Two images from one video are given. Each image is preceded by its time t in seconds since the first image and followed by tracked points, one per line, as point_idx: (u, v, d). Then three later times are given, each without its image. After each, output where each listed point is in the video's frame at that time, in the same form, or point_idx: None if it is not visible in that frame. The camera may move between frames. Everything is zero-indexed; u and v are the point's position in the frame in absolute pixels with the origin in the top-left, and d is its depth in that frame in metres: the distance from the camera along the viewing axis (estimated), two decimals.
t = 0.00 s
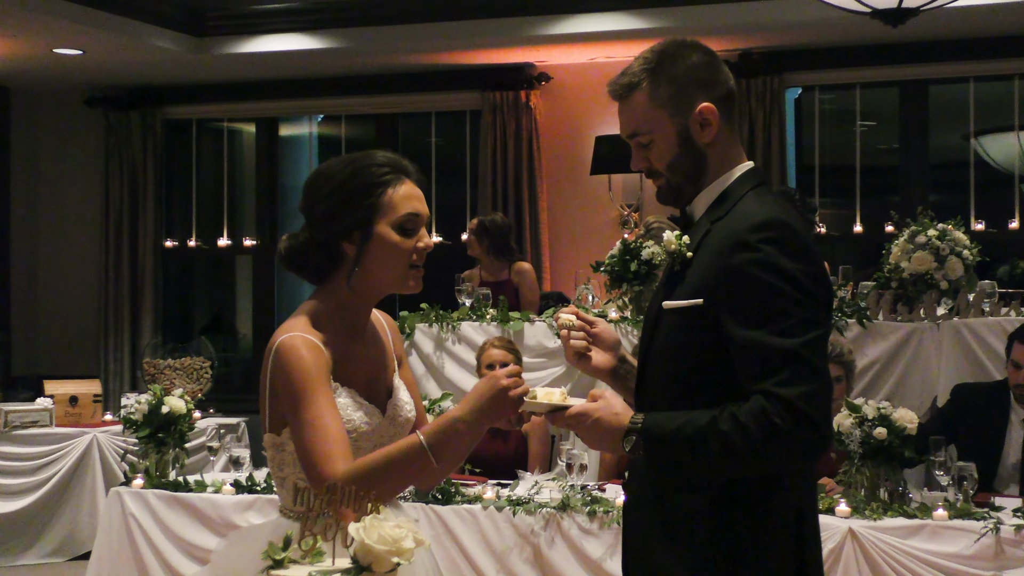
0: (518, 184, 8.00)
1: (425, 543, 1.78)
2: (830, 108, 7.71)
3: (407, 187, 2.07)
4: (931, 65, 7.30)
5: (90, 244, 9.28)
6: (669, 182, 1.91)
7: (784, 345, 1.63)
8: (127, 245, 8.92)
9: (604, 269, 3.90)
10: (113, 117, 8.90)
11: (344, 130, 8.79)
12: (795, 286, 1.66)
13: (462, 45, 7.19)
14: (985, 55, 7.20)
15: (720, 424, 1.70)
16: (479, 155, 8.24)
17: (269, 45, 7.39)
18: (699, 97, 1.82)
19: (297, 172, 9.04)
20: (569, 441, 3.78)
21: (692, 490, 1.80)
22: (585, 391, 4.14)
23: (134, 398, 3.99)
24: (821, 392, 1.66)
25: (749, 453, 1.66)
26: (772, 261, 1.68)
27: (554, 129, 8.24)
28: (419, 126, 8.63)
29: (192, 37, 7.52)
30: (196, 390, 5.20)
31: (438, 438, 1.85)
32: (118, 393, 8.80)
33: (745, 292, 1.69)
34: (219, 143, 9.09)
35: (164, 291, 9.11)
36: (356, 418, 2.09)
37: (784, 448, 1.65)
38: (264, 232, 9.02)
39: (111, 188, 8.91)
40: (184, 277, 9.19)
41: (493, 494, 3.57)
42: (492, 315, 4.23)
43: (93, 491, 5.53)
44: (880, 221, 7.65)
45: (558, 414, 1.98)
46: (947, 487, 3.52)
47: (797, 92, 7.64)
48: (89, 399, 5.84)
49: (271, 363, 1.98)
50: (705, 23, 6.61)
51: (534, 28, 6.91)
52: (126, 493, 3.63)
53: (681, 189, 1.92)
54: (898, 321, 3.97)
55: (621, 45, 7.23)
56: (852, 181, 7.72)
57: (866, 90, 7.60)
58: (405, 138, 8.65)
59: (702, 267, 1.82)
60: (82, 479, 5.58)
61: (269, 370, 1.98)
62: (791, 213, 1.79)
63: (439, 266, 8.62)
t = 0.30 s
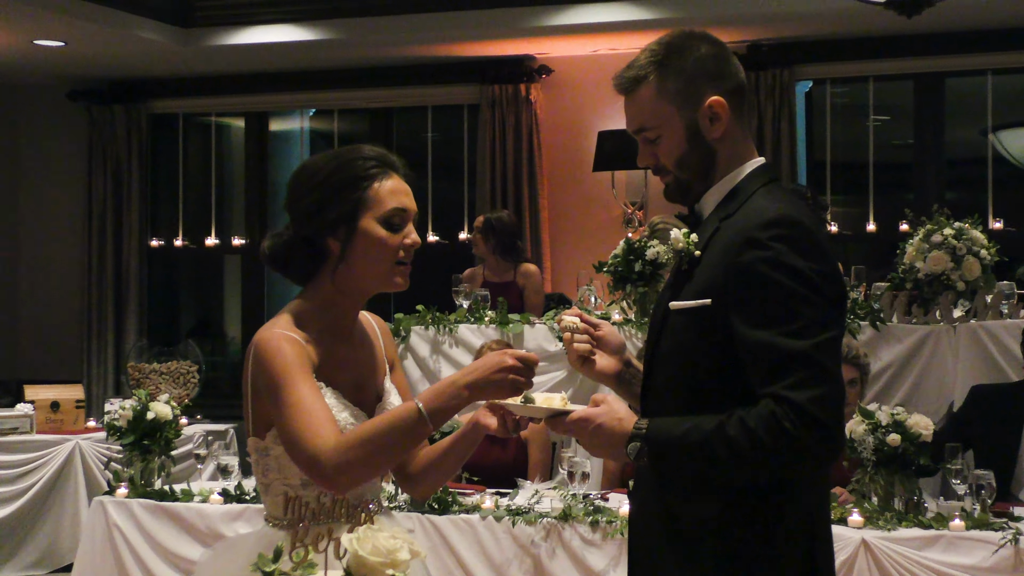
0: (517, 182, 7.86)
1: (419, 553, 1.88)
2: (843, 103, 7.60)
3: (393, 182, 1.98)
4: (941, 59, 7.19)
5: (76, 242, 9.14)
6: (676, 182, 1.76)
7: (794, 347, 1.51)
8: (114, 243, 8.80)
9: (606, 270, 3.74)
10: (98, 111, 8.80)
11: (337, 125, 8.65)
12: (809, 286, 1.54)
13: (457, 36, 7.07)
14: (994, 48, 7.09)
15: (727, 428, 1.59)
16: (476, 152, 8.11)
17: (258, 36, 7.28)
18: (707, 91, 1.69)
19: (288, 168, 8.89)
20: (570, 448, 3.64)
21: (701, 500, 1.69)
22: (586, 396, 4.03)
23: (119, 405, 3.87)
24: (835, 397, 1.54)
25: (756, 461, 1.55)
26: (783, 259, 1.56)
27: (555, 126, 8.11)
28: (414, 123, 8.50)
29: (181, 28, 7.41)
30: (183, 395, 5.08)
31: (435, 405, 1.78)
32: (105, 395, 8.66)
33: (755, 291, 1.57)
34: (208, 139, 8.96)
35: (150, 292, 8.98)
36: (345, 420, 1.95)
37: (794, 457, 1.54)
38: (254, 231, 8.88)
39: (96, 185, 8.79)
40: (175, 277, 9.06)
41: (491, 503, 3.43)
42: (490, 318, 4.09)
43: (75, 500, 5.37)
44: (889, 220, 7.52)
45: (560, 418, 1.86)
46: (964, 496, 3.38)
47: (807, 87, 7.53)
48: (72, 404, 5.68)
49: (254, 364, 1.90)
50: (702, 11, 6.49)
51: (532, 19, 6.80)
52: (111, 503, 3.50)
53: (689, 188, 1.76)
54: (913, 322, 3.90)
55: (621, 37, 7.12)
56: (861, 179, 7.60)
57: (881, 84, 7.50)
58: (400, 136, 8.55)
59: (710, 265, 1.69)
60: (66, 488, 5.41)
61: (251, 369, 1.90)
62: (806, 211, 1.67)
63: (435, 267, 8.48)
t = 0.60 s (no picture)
0: (515, 181, 7.78)
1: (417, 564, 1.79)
2: (846, 100, 7.52)
3: (378, 177, 1.92)
4: (948, 56, 7.11)
5: (65, 242, 9.05)
6: (683, 183, 1.67)
7: (803, 354, 1.43)
8: (104, 244, 8.72)
9: (608, 274, 3.70)
10: (87, 110, 8.71)
11: (331, 123, 8.57)
12: (821, 292, 1.46)
13: (453, 33, 6.98)
14: (999, 44, 7.01)
15: (734, 438, 1.50)
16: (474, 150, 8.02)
17: (249, 34, 7.20)
18: (714, 88, 1.60)
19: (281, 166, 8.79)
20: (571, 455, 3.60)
21: (705, 512, 1.60)
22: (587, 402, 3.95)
23: (109, 412, 3.82)
24: (846, 407, 1.46)
25: (762, 471, 1.47)
26: (792, 263, 1.48)
27: (555, 124, 8.03)
28: (411, 121, 8.42)
29: (171, 25, 7.32)
30: (174, 402, 5.02)
31: (448, 402, 1.74)
32: (97, 397, 8.57)
33: (764, 297, 1.49)
34: (201, 138, 8.88)
35: (140, 293, 8.90)
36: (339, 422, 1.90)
37: (801, 467, 1.46)
38: (246, 232, 8.79)
39: (85, 184, 8.71)
40: (168, 279, 8.97)
41: (490, 512, 3.34)
42: (488, 322, 4.01)
43: (63, 508, 5.28)
44: (892, 222, 7.45)
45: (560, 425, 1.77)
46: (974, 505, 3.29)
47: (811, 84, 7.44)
48: (60, 410, 5.60)
49: (242, 366, 1.85)
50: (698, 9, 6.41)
51: (530, 16, 6.72)
52: (98, 511, 3.45)
53: (695, 189, 1.67)
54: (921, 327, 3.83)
55: (621, 34, 7.04)
56: (864, 179, 7.52)
57: (887, 81, 7.42)
58: (397, 135, 8.48)
59: (716, 267, 1.61)
60: (54, 497, 5.32)
61: (240, 372, 1.84)
62: (817, 216, 1.58)
63: (433, 268, 8.39)
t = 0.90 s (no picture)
0: (516, 182, 7.78)
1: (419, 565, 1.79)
2: (847, 102, 7.52)
3: (369, 172, 1.94)
4: (949, 57, 7.11)
5: (65, 243, 9.05)
6: (681, 179, 1.67)
7: (801, 359, 1.44)
8: (104, 245, 8.72)
9: (609, 275, 3.73)
10: (87, 111, 8.72)
11: (331, 125, 8.57)
12: (822, 297, 1.46)
13: (453, 35, 6.99)
14: (1001, 46, 7.00)
15: (733, 441, 1.50)
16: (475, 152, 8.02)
17: (248, 35, 7.20)
18: (715, 87, 1.60)
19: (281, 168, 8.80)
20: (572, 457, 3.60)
21: (704, 514, 1.60)
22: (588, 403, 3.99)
23: (110, 413, 3.83)
24: (845, 411, 1.46)
25: (762, 474, 1.47)
26: (793, 266, 1.47)
27: (556, 125, 8.03)
28: (411, 123, 8.43)
29: (171, 26, 7.32)
30: (173, 403, 5.02)
31: (436, 392, 1.74)
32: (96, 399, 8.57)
33: (763, 300, 1.49)
34: (201, 140, 8.88)
35: (140, 295, 8.90)
36: (344, 421, 1.90)
37: (800, 471, 1.46)
38: (246, 234, 8.80)
39: (85, 185, 8.71)
40: (168, 280, 8.97)
41: (490, 513, 3.34)
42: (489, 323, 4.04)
43: (63, 509, 5.28)
44: (894, 224, 7.45)
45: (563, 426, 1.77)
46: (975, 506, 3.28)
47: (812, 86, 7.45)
48: (60, 412, 5.60)
49: (246, 367, 1.85)
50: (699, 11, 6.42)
51: (530, 17, 6.72)
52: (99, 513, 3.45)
53: (693, 185, 1.66)
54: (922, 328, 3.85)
55: (621, 35, 7.04)
56: (866, 181, 7.52)
57: (888, 83, 7.42)
58: (397, 137, 8.49)
59: (718, 268, 1.60)
60: (54, 499, 5.32)
61: (244, 374, 1.85)
62: (818, 217, 1.57)
63: (433, 269, 8.39)
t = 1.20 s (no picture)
0: (518, 182, 7.78)
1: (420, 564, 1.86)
2: (851, 102, 7.52)
3: (367, 170, 1.94)
4: (953, 57, 7.11)
5: (68, 243, 9.05)
6: (683, 176, 1.67)
7: (798, 361, 1.43)
8: (107, 245, 8.72)
9: (612, 275, 3.71)
10: (91, 111, 8.72)
11: (335, 125, 8.58)
12: (819, 297, 1.46)
13: (457, 35, 6.99)
14: (1005, 46, 7.00)
15: (728, 441, 1.50)
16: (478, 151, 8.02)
17: (253, 36, 7.20)
18: (720, 85, 1.60)
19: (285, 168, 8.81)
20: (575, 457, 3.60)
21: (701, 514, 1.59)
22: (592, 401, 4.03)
23: (114, 413, 3.84)
24: (843, 413, 1.45)
25: (757, 476, 1.47)
26: (790, 268, 1.47)
27: (559, 125, 8.03)
28: (415, 122, 8.44)
29: (175, 26, 7.32)
30: (177, 403, 5.03)
31: (443, 368, 1.74)
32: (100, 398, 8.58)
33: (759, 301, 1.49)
34: (205, 139, 8.88)
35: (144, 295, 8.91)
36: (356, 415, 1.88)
37: (792, 472, 1.46)
38: (250, 235, 8.80)
39: (88, 185, 8.71)
40: (171, 280, 8.98)
41: (494, 513, 3.34)
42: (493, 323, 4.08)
43: (67, 510, 5.29)
44: (897, 224, 7.45)
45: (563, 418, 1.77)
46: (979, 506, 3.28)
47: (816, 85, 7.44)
48: (64, 412, 5.61)
49: (257, 362, 1.86)
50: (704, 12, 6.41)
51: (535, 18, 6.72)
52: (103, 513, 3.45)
53: (696, 183, 1.67)
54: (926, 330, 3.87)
55: (625, 36, 7.03)
56: (870, 181, 7.52)
57: (892, 82, 7.42)
58: (400, 137, 8.50)
59: (716, 268, 1.61)
60: (58, 499, 5.33)
61: (255, 371, 1.86)
62: (821, 217, 1.57)
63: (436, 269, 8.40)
